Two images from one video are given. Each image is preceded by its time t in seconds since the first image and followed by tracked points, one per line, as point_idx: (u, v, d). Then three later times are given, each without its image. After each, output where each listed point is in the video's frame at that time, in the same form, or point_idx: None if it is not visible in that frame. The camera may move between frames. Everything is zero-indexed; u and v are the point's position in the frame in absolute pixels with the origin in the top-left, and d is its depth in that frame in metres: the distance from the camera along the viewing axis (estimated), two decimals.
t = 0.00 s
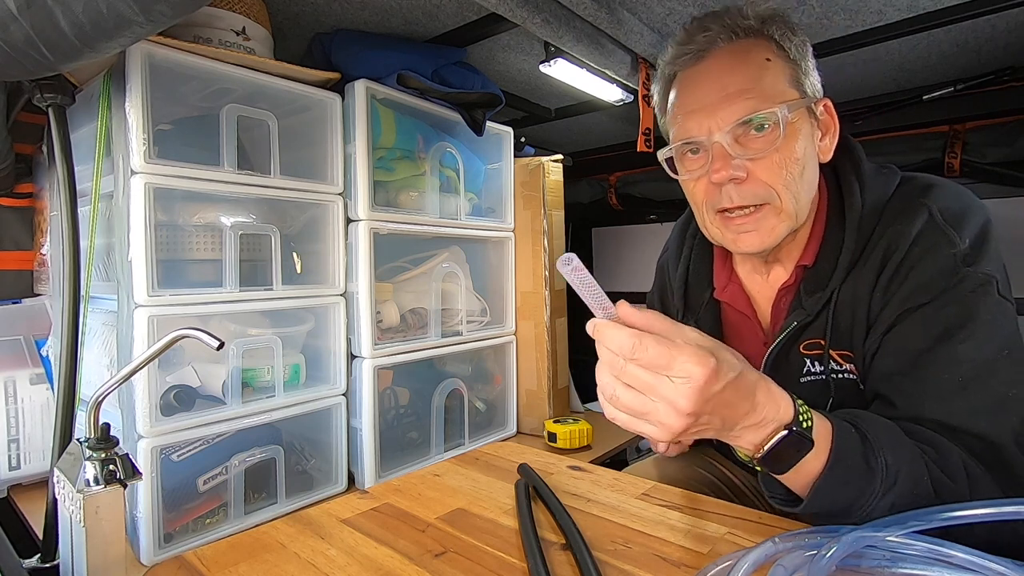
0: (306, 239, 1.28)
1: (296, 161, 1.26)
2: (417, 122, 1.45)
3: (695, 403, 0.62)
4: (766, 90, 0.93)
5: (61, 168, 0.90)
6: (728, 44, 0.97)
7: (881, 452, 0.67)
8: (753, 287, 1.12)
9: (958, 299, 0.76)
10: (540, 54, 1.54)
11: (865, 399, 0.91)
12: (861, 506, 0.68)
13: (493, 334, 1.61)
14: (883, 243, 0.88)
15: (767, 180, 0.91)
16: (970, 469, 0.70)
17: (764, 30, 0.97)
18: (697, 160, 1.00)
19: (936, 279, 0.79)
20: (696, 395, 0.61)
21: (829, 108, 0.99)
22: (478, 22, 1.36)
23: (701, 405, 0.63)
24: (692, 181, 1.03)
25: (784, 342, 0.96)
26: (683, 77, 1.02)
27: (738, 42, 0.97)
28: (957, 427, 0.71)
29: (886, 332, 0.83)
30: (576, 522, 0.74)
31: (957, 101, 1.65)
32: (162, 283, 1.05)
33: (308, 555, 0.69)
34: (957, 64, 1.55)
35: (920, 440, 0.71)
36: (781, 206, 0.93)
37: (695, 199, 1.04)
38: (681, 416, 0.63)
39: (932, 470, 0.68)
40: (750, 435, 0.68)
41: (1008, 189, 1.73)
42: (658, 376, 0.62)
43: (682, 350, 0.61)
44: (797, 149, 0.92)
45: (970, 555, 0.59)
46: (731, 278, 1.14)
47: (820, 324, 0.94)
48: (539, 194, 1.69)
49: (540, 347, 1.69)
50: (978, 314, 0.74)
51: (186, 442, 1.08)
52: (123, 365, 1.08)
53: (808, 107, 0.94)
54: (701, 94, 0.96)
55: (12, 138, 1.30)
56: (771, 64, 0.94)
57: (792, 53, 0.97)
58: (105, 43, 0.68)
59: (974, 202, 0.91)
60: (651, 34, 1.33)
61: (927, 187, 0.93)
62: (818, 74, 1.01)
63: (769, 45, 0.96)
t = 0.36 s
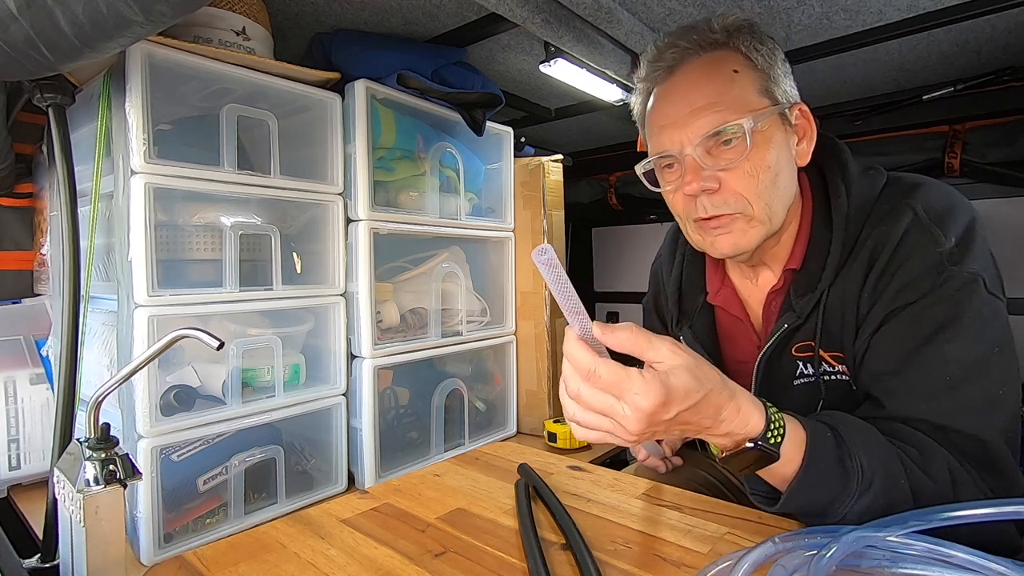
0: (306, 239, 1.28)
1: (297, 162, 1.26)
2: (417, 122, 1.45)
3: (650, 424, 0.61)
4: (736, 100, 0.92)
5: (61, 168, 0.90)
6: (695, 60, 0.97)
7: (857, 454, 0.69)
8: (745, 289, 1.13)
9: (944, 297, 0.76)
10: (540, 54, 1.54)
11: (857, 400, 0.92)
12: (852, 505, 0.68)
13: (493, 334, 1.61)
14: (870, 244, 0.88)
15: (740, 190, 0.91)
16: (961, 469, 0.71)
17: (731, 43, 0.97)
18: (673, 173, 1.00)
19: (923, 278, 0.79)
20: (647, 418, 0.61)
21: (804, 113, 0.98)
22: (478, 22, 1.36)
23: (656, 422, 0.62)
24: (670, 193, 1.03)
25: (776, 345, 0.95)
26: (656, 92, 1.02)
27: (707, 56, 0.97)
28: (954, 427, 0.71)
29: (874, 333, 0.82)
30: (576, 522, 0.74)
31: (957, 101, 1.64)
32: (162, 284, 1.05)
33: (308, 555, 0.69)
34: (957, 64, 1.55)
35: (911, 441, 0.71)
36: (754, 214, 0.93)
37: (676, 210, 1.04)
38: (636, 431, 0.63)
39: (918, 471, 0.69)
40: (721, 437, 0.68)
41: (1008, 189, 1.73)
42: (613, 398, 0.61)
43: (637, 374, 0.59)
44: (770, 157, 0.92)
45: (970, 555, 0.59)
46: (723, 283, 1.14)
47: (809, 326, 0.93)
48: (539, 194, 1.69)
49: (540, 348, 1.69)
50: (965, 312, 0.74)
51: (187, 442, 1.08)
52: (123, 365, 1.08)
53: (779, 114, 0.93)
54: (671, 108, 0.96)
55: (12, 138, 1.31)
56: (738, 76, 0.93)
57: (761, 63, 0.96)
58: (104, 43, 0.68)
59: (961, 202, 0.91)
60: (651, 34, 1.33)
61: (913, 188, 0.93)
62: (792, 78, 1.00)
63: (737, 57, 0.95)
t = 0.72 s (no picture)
0: (306, 239, 1.28)
1: (297, 161, 1.26)
2: (417, 122, 1.45)
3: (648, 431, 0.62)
4: (729, 103, 0.92)
5: (61, 168, 0.90)
6: (688, 63, 0.98)
7: (847, 453, 0.69)
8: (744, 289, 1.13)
9: (940, 297, 0.76)
10: (540, 54, 1.54)
11: (856, 400, 0.91)
12: (849, 505, 0.68)
13: (493, 334, 1.61)
14: (866, 244, 0.88)
15: (735, 192, 0.92)
16: (959, 469, 0.71)
17: (723, 46, 0.97)
18: (669, 176, 1.00)
19: (919, 278, 0.79)
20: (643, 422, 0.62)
21: (799, 113, 0.98)
22: (478, 22, 1.36)
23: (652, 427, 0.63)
24: (667, 195, 1.03)
25: (774, 344, 0.96)
26: (650, 96, 1.02)
27: (700, 59, 0.97)
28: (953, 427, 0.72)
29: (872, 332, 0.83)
30: (576, 522, 0.74)
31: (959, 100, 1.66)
32: (162, 283, 1.05)
33: (308, 555, 0.69)
34: (957, 64, 1.55)
35: (909, 442, 0.71)
36: (750, 215, 0.93)
37: (673, 212, 1.04)
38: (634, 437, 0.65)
39: (915, 472, 0.69)
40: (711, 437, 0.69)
41: (1008, 189, 1.73)
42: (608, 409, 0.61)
43: (628, 384, 0.59)
44: (763, 158, 0.92)
45: (970, 555, 0.59)
46: (722, 283, 1.14)
47: (808, 325, 0.94)
48: (539, 194, 1.69)
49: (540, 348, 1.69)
50: (962, 312, 0.74)
51: (187, 442, 1.08)
52: (123, 365, 1.08)
53: (773, 115, 0.93)
54: (665, 112, 0.96)
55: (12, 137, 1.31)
56: (730, 79, 0.93)
57: (754, 64, 0.96)
58: (104, 43, 0.68)
59: (959, 201, 0.90)
60: (651, 33, 1.33)
61: (910, 186, 0.93)
62: (786, 79, 1.00)
63: (729, 59, 0.95)
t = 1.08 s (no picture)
0: (306, 239, 1.28)
1: (297, 161, 1.26)
2: (417, 122, 1.45)
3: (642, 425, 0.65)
4: (732, 103, 0.91)
5: (61, 168, 0.90)
6: (692, 60, 0.97)
7: (842, 455, 0.69)
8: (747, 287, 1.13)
9: (942, 295, 0.76)
10: (540, 54, 1.54)
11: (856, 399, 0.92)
12: (847, 506, 0.68)
13: (493, 334, 1.61)
14: (868, 243, 0.88)
15: (734, 193, 0.92)
16: (956, 470, 0.71)
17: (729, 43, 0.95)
18: (671, 174, 1.00)
19: (920, 277, 0.79)
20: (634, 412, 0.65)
21: (804, 112, 0.97)
22: (478, 22, 1.36)
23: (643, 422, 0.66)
24: (669, 192, 1.03)
25: (776, 341, 0.96)
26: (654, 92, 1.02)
27: (705, 56, 0.96)
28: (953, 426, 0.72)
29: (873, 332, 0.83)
30: (576, 522, 0.74)
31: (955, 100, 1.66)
32: (162, 283, 1.05)
33: (308, 555, 0.69)
34: (957, 64, 1.55)
35: (910, 440, 0.71)
36: (749, 216, 0.93)
37: (674, 208, 1.05)
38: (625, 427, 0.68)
39: (913, 472, 0.69)
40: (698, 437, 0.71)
41: (1008, 189, 1.73)
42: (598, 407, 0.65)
43: (609, 382, 0.62)
44: (765, 159, 0.92)
45: (970, 555, 0.59)
46: (726, 280, 1.15)
47: (810, 323, 0.94)
48: (539, 194, 1.69)
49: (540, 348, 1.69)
50: (964, 312, 0.74)
51: (187, 442, 1.08)
52: (123, 365, 1.08)
53: (776, 115, 0.92)
54: (667, 110, 0.95)
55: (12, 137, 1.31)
56: (734, 78, 0.92)
57: (760, 62, 0.95)
58: (104, 43, 0.68)
59: (963, 202, 0.90)
60: (650, 33, 1.33)
61: (912, 187, 0.93)
62: (794, 75, 0.99)
63: (735, 57, 0.94)
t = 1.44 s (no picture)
0: (306, 239, 1.28)
1: (297, 161, 1.26)
2: (417, 122, 1.45)
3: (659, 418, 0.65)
4: (750, 98, 0.91)
5: (61, 168, 0.90)
6: (709, 54, 0.96)
7: (846, 452, 0.69)
8: (753, 285, 1.13)
9: (949, 296, 0.76)
10: (540, 54, 1.54)
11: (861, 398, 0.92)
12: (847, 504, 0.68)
13: (493, 334, 1.61)
14: (876, 241, 0.88)
15: (750, 190, 0.92)
16: (962, 470, 0.71)
17: (747, 38, 0.95)
18: (684, 169, 1.00)
19: (929, 276, 0.79)
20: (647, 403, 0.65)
21: (820, 109, 0.97)
22: (478, 22, 1.36)
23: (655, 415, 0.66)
24: (682, 187, 1.04)
25: (781, 338, 0.96)
26: (669, 86, 1.01)
27: (722, 51, 0.96)
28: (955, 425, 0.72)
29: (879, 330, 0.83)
30: (576, 522, 0.74)
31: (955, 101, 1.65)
32: (162, 283, 1.05)
33: (308, 555, 0.69)
34: (957, 64, 1.55)
35: (912, 440, 0.71)
36: (764, 213, 0.93)
37: (686, 204, 1.05)
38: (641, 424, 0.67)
39: (915, 471, 0.69)
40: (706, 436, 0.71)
41: (1008, 188, 1.73)
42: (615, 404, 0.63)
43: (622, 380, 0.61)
44: (782, 155, 0.92)
45: (970, 555, 0.59)
46: (731, 277, 1.14)
47: (816, 321, 0.93)
48: (539, 194, 1.69)
49: (540, 347, 1.69)
50: (971, 312, 0.74)
51: (187, 442, 1.08)
52: (123, 365, 1.08)
53: (794, 111, 0.93)
54: (684, 106, 0.95)
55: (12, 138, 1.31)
56: (753, 73, 0.92)
57: (779, 58, 0.95)
58: (105, 43, 0.68)
59: (971, 202, 0.90)
60: (650, 33, 1.33)
61: (922, 186, 0.93)
62: (811, 72, 0.99)
63: (753, 52, 0.94)
